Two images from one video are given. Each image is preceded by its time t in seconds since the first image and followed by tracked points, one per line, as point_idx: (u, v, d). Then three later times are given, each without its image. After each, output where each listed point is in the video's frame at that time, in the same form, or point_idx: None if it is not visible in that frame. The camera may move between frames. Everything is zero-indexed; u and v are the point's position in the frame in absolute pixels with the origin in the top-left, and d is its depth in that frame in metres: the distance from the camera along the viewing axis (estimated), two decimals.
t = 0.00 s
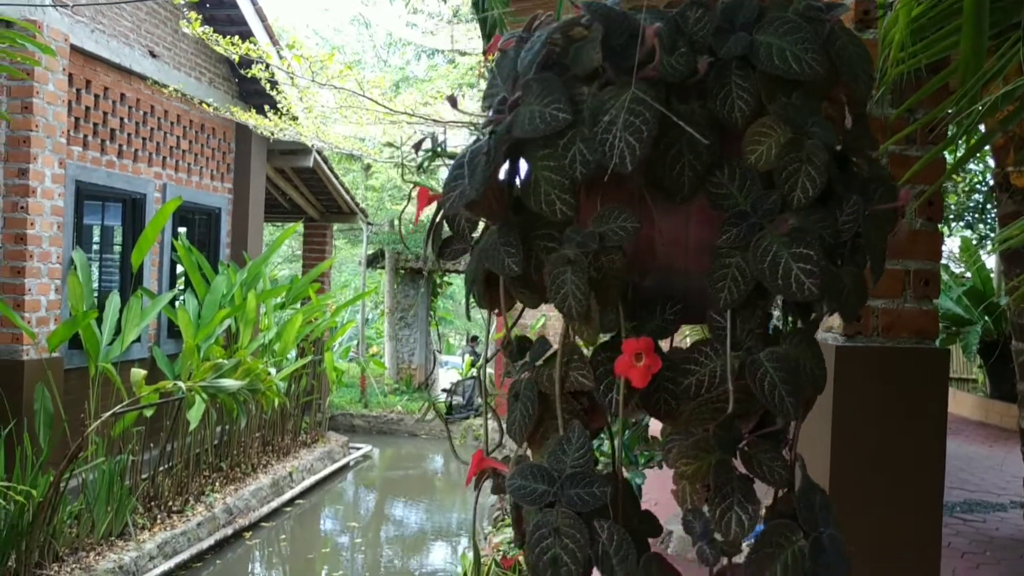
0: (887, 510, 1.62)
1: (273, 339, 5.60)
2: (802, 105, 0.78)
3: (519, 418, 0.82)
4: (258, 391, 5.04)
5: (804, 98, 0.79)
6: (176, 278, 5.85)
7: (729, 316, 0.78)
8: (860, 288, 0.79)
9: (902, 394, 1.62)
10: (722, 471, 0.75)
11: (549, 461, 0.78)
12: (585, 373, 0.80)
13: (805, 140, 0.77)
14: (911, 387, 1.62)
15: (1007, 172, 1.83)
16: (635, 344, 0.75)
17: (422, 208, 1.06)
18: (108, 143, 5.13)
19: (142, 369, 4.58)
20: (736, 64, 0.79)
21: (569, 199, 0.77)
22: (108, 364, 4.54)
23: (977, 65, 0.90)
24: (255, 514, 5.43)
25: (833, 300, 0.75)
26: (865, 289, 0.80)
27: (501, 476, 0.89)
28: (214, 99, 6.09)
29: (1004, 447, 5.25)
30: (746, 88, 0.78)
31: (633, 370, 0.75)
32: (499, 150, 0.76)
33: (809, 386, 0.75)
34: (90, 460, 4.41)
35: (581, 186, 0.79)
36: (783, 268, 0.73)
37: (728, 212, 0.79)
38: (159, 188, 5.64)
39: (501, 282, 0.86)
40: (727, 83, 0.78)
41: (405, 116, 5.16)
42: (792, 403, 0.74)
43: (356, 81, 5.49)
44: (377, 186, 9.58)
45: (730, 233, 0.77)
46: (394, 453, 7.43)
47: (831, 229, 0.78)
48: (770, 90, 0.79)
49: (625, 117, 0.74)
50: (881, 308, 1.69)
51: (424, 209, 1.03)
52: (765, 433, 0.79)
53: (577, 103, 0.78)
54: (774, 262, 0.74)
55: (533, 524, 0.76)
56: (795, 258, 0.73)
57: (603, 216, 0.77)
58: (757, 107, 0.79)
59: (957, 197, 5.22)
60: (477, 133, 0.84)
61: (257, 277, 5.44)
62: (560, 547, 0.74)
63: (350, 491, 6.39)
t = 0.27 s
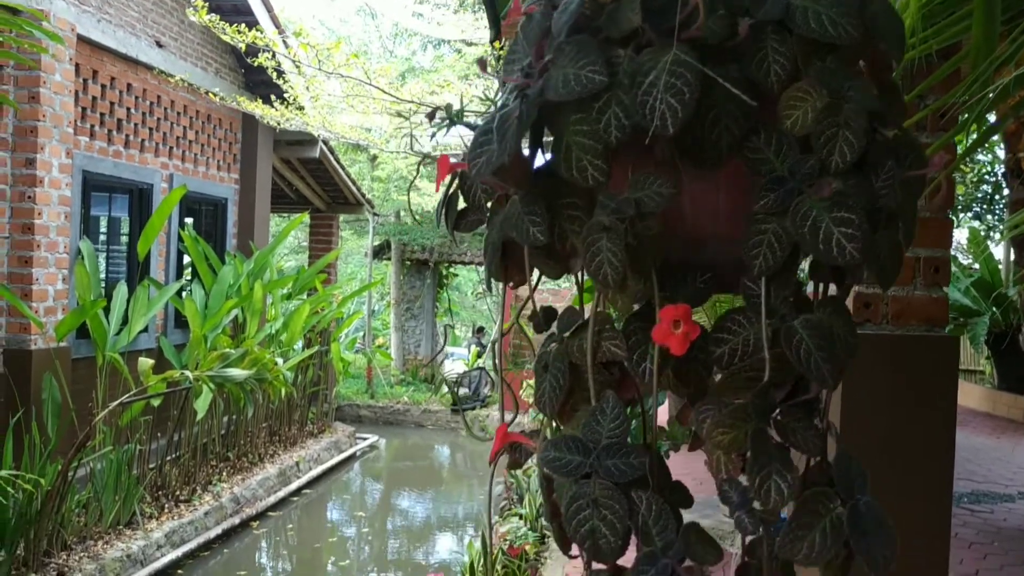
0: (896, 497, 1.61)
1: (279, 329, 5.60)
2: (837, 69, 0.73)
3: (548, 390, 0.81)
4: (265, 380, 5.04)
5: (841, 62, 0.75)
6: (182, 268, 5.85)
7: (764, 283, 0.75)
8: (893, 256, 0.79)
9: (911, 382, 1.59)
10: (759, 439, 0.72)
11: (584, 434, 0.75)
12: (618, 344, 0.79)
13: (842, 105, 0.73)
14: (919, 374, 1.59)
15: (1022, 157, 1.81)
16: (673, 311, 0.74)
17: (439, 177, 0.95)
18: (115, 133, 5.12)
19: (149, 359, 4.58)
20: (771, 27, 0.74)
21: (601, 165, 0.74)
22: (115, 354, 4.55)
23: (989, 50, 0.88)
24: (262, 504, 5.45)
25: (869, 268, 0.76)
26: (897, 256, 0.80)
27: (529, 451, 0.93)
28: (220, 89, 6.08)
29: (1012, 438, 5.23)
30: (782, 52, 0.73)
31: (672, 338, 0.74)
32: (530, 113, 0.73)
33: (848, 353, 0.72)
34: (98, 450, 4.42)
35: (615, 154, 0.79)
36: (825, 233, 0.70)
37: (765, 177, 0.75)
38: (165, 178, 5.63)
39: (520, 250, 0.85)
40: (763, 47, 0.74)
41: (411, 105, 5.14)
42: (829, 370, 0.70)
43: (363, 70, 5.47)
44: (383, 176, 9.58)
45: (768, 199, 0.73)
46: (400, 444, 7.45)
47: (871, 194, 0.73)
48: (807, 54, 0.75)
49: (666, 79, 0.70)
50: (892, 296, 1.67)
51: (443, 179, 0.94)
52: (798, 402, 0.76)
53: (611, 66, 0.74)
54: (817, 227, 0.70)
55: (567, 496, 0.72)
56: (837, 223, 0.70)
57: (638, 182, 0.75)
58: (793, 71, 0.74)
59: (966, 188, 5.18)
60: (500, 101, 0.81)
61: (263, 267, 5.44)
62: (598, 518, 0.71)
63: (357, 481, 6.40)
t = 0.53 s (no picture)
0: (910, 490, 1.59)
1: (283, 323, 5.60)
2: (868, 39, 0.75)
3: (574, 367, 0.81)
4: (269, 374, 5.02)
5: (870, 31, 0.76)
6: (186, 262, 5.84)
7: (796, 256, 0.74)
8: (925, 225, 0.79)
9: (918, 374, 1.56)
10: (792, 415, 0.72)
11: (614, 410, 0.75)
12: (646, 318, 0.80)
13: (874, 74, 0.74)
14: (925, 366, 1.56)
15: None
16: (707, 284, 0.73)
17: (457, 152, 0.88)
18: (118, 127, 5.11)
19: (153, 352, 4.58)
20: None
21: (629, 135, 0.74)
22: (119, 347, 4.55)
23: (995, 40, 0.96)
24: (265, 497, 5.46)
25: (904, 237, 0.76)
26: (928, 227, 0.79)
27: (546, 430, 0.94)
28: (224, 82, 6.07)
29: (1016, 432, 5.23)
30: (814, 20, 0.74)
31: (705, 311, 0.73)
32: (560, 82, 0.72)
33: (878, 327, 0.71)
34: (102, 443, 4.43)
35: (643, 120, 0.77)
36: (862, 202, 0.70)
37: (798, 145, 0.75)
38: (168, 171, 5.62)
39: (537, 224, 0.85)
40: (795, 16, 0.74)
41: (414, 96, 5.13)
42: (860, 342, 0.70)
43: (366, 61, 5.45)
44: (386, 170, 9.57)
45: (802, 168, 0.73)
46: (403, 438, 7.46)
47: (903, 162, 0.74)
48: (837, 21, 0.76)
49: (704, 45, 0.69)
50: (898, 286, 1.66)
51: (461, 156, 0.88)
52: (825, 376, 0.75)
53: (643, 32, 0.74)
54: (852, 197, 0.71)
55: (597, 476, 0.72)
56: (873, 193, 0.70)
57: (668, 152, 0.75)
58: (824, 39, 0.75)
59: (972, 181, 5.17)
60: (523, 71, 0.79)
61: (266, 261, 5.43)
62: (631, 497, 0.71)
63: (360, 475, 6.40)
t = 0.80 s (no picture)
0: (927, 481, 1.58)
1: (286, 314, 5.60)
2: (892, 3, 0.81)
3: (594, 335, 0.87)
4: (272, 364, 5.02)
5: None
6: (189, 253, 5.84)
7: (818, 223, 0.81)
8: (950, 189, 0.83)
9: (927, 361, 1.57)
10: (814, 384, 0.77)
11: (638, 380, 0.84)
12: (666, 286, 0.86)
13: (901, 37, 0.79)
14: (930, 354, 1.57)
15: None
16: (733, 252, 0.82)
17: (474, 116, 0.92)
18: (120, 117, 5.11)
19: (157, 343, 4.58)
20: None
21: (652, 98, 0.79)
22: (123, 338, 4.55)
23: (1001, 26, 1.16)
24: (269, 487, 5.48)
25: (932, 205, 0.80)
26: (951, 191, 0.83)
27: (556, 403, 1.02)
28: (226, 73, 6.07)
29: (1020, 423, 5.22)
30: None
31: (731, 278, 0.83)
32: (583, 44, 0.78)
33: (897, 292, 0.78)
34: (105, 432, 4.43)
35: (671, 78, 0.81)
36: (891, 166, 0.75)
37: (822, 110, 0.82)
38: (170, 162, 5.62)
39: (549, 200, 0.91)
40: None
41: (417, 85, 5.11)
42: (880, 305, 0.77)
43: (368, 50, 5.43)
44: (388, 161, 9.54)
45: (827, 134, 0.79)
46: (407, 429, 7.46)
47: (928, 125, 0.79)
48: None
49: (736, 6, 0.74)
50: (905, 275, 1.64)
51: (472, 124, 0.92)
52: (847, 347, 0.81)
53: None
54: (881, 160, 0.76)
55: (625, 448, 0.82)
56: (902, 157, 0.75)
57: (693, 116, 0.80)
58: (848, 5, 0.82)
59: (977, 170, 5.15)
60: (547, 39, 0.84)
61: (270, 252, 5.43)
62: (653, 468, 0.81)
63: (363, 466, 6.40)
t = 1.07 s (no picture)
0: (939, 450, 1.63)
1: (293, 300, 5.61)
2: None
3: (612, 288, 0.90)
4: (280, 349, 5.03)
5: None
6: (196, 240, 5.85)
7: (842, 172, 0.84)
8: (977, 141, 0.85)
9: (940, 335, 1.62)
10: (844, 340, 0.81)
11: (659, 336, 0.85)
12: (686, 239, 0.89)
13: None
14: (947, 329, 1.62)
15: None
16: (760, 201, 0.84)
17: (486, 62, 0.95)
18: (126, 103, 5.10)
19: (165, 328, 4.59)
20: None
21: (673, 40, 0.79)
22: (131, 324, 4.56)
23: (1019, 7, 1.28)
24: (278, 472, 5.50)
25: (961, 152, 0.82)
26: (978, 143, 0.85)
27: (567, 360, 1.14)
28: (231, 58, 6.05)
29: None
30: None
31: (758, 227, 0.85)
32: None
33: (919, 246, 0.81)
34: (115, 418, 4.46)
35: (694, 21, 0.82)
36: (921, 112, 0.77)
37: (850, 55, 0.84)
38: (176, 149, 5.61)
39: (558, 156, 0.92)
40: None
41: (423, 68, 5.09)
42: (903, 254, 0.80)
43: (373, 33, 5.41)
44: (394, 146, 9.51)
45: (854, 80, 0.81)
46: (414, 414, 7.48)
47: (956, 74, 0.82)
48: None
49: None
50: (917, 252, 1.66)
51: (480, 81, 0.95)
52: (868, 299, 0.84)
53: None
54: (911, 105, 0.77)
55: (648, 403, 0.82)
56: (933, 102, 0.77)
57: (719, 61, 0.82)
58: None
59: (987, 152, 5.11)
60: None
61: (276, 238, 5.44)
62: (677, 424, 0.80)
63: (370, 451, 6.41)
